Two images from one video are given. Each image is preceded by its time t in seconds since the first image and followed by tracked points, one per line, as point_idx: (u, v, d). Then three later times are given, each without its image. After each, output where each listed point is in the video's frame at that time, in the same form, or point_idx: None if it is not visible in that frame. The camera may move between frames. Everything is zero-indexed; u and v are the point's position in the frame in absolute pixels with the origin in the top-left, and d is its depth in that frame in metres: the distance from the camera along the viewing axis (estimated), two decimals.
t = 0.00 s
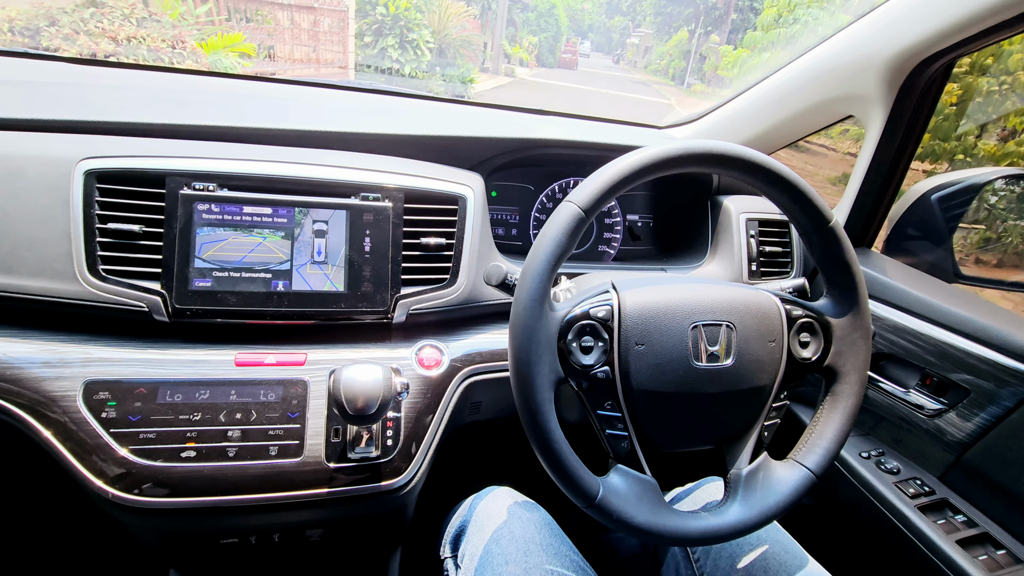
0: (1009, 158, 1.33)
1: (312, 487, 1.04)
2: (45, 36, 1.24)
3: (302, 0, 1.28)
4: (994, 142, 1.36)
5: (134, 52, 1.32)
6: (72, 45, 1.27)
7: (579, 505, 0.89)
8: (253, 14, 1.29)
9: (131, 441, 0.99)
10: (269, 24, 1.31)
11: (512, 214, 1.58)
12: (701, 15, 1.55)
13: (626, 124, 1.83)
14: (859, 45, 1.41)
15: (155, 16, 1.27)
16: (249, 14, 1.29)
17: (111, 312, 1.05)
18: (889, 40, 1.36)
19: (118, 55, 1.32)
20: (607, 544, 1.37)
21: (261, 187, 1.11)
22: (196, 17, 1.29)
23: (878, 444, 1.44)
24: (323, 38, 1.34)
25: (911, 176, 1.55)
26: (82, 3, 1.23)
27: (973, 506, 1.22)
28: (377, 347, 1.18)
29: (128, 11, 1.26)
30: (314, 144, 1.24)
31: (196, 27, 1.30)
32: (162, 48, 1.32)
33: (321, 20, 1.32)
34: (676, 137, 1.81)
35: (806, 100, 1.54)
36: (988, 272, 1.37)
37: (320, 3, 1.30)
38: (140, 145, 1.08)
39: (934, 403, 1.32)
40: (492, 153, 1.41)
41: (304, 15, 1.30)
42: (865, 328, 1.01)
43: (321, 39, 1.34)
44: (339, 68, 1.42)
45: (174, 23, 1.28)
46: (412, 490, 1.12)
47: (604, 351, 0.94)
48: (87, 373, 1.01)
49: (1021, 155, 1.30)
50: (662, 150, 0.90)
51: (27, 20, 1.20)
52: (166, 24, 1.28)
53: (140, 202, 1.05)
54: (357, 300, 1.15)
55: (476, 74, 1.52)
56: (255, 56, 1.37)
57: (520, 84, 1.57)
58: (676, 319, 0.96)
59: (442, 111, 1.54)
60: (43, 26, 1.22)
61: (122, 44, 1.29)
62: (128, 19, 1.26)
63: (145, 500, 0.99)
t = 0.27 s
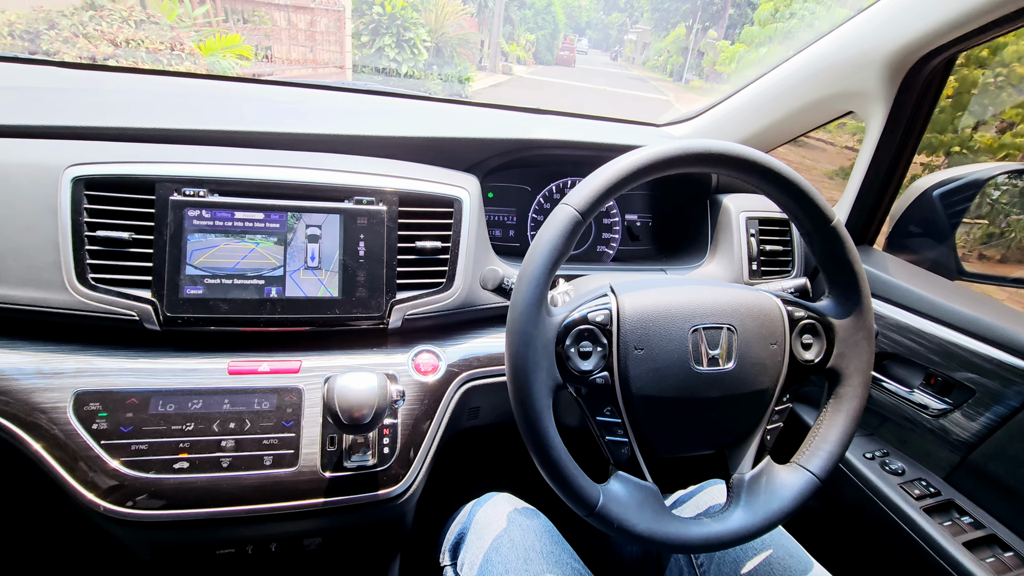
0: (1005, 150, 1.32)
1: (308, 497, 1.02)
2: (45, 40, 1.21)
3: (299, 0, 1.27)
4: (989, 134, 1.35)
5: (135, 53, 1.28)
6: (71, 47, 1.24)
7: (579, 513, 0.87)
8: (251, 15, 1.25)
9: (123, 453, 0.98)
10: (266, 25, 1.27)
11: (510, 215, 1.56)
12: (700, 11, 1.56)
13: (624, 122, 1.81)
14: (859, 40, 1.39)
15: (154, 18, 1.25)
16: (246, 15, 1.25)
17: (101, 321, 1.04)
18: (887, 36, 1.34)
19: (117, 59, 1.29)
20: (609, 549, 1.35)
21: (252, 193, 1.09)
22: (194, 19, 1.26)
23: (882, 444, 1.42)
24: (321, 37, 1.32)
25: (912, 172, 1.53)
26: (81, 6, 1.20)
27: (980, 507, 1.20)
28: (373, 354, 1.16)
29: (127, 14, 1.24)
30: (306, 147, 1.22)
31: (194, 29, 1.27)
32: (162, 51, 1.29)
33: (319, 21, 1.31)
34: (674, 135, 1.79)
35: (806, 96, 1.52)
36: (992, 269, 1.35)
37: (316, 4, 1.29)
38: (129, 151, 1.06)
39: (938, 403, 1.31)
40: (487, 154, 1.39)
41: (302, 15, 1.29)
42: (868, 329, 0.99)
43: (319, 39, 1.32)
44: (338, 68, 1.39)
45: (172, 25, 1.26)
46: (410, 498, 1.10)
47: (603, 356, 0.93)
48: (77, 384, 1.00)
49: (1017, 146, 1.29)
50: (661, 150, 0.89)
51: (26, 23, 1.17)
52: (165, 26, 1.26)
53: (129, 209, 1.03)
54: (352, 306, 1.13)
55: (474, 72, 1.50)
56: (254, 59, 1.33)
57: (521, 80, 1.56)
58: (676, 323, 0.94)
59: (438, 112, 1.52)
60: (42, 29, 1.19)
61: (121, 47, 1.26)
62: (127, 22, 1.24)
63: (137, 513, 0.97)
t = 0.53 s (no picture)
0: (1001, 143, 1.29)
1: (296, 514, 1.01)
2: (46, 46, 1.16)
3: (296, 2, 1.27)
4: (983, 125, 1.32)
5: (137, 54, 1.26)
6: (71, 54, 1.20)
7: (570, 530, 0.84)
8: (247, 17, 1.24)
9: (107, 472, 0.97)
10: (264, 27, 1.25)
11: (502, 221, 1.54)
12: (697, 6, 1.49)
13: (618, 124, 1.79)
14: (854, 41, 1.38)
15: (152, 22, 1.22)
16: (244, 18, 1.24)
17: (85, 338, 1.02)
18: (882, 37, 1.33)
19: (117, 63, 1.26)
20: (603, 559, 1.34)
21: (237, 205, 1.07)
22: (191, 22, 1.23)
23: (880, 450, 1.41)
24: (317, 39, 1.31)
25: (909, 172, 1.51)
26: (80, 11, 1.15)
27: (978, 514, 1.19)
28: (362, 366, 1.14)
29: (125, 19, 1.20)
30: (293, 157, 1.20)
31: (192, 32, 1.25)
32: (162, 53, 1.27)
33: (315, 22, 1.30)
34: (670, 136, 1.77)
35: (800, 97, 1.50)
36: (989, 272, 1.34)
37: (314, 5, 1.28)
38: (112, 165, 1.04)
39: (936, 409, 1.29)
40: (478, 161, 1.37)
41: (299, 16, 1.28)
42: (863, 338, 0.97)
43: (315, 40, 1.30)
44: (335, 70, 1.36)
45: (171, 28, 1.24)
46: (401, 513, 1.09)
47: (592, 369, 0.91)
48: (61, 403, 0.98)
49: (1013, 138, 1.26)
50: (650, 160, 0.86)
51: (27, 29, 1.13)
52: (163, 29, 1.24)
53: (112, 224, 1.02)
54: (340, 318, 1.12)
55: (472, 71, 1.47)
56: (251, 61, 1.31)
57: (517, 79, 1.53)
58: (667, 334, 0.93)
59: (428, 118, 1.50)
60: (42, 35, 1.14)
61: (121, 52, 1.24)
62: (126, 26, 1.21)
63: (123, 533, 0.96)
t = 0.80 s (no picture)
0: (996, 134, 1.31)
1: (302, 511, 1.02)
2: (50, 47, 1.16)
3: (296, 1, 1.26)
4: (978, 116, 1.34)
5: (140, 56, 1.25)
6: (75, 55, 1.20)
7: (574, 526, 0.85)
8: (246, 17, 1.24)
9: (115, 472, 0.98)
10: (264, 27, 1.26)
11: (503, 219, 1.55)
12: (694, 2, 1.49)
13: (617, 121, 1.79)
14: (852, 37, 1.38)
15: (155, 23, 1.21)
16: (243, 18, 1.24)
17: (90, 339, 1.03)
18: (880, 33, 1.33)
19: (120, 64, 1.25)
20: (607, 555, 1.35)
21: (239, 206, 1.08)
22: (193, 23, 1.23)
23: (882, 443, 1.41)
24: (317, 38, 1.31)
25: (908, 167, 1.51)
26: (83, 14, 1.14)
27: (981, 506, 1.19)
28: (366, 365, 1.15)
29: (128, 20, 1.19)
30: (295, 157, 1.20)
31: (194, 33, 1.25)
32: (165, 54, 1.26)
33: (315, 21, 1.29)
34: (669, 133, 1.78)
35: (799, 94, 1.51)
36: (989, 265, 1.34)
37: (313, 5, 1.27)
38: (115, 167, 1.05)
39: (937, 402, 1.30)
40: (478, 160, 1.37)
41: (298, 16, 1.28)
42: (864, 332, 0.97)
43: (315, 40, 1.31)
44: (334, 69, 1.36)
45: (173, 30, 1.23)
46: (406, 510, 1.10)
47: (595, 366, 0.92)
48: (68, 404, 0.99)
49: (1009, 130, 1.28)
50: (651, 156, 0.86)
51: (31, 32, 1.11)
52: (165, 30, 1.23)
53: (116, 226, 1.03)
54: (343, 318, 1.12)
55: (470, 69, 1.46)
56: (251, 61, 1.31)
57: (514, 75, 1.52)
58: (668, 330, 0.93)
59: (429, 117, 1.50)
60: (46, 37, 1.13)
61: (124, 53, 1.23)
62: (129, 27, 1.20)
63: (131, 531, 0.97)
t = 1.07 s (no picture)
0: (990, 128, 1.32)
1: (304, 511, 1.02)
2: (55, 49, 1.17)
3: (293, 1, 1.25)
4: (974, 111, 1.35)
5: (143, 57, 1.25)
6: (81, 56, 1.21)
7: (576, 524, 0.85)
8: (246, 17, 1.23)
9: (118, 474, 0.98)
10: (263, 27, 1.25)
11: (502, 218, 1.55)
12: None
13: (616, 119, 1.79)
14: (852, 33, 1.38)
15: (157, 24, 1.21)
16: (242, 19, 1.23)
17: (91, 341, 1.03)
18: (879, 29, 1.34)
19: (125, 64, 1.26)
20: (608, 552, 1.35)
21: (239, 207, 1.08)
22: (193, 24, 1.23)
23: (883, 439, 1.42)
24: (315, 38, 1.31)
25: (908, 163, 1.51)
26: (87, 16, 1.15)
27: (981, 501, 1.20)
28: (367, 365, 1.15)
29: (130, 21, 1.19)
30: (294, 158, 1.20)
31: (194, 33, 1.24)
32: (167, 56, 1.26)
33: (313, 22, 1.29)
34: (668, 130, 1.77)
35: (798, 90, 1.50)
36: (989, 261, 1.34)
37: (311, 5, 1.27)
38: (115, 169, 1.05)
39: (938, 398, 1.30)
40: (477, 159, 1.37)
41: (296, 16, 1.27)
42: (864, 328, 0.97)
43: (314, 40, 1.31)
44: (333, 68, 1.35)
45: (174, 31, 1.23)
46: (408, 509, 1.10)
47: (596, 364, 0.92)
48: (70, 406, 0.99)
49: (1002, 124, 1.29)
50: (650, 155, 0.86)
51: (36, 34, 1.13)
52: (167, 31, 1.23)
53: (116, 228, 1.03)
54: (344, 318, 1.13)
55: (468, 67, 1.46)
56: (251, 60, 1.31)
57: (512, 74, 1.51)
58: (669, 328, 0.94)
59: (428, 116, 1.50)
60: (52, 38, 1.15)
61: (127, 53, 1.24)
62: (131, 28, 1.20)
63: (134, 532, 0.97)
